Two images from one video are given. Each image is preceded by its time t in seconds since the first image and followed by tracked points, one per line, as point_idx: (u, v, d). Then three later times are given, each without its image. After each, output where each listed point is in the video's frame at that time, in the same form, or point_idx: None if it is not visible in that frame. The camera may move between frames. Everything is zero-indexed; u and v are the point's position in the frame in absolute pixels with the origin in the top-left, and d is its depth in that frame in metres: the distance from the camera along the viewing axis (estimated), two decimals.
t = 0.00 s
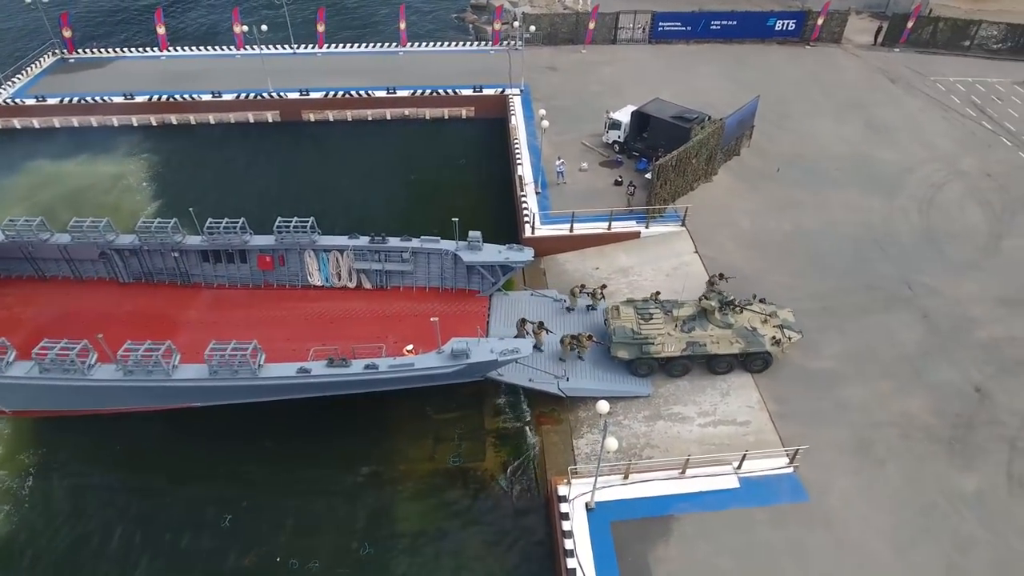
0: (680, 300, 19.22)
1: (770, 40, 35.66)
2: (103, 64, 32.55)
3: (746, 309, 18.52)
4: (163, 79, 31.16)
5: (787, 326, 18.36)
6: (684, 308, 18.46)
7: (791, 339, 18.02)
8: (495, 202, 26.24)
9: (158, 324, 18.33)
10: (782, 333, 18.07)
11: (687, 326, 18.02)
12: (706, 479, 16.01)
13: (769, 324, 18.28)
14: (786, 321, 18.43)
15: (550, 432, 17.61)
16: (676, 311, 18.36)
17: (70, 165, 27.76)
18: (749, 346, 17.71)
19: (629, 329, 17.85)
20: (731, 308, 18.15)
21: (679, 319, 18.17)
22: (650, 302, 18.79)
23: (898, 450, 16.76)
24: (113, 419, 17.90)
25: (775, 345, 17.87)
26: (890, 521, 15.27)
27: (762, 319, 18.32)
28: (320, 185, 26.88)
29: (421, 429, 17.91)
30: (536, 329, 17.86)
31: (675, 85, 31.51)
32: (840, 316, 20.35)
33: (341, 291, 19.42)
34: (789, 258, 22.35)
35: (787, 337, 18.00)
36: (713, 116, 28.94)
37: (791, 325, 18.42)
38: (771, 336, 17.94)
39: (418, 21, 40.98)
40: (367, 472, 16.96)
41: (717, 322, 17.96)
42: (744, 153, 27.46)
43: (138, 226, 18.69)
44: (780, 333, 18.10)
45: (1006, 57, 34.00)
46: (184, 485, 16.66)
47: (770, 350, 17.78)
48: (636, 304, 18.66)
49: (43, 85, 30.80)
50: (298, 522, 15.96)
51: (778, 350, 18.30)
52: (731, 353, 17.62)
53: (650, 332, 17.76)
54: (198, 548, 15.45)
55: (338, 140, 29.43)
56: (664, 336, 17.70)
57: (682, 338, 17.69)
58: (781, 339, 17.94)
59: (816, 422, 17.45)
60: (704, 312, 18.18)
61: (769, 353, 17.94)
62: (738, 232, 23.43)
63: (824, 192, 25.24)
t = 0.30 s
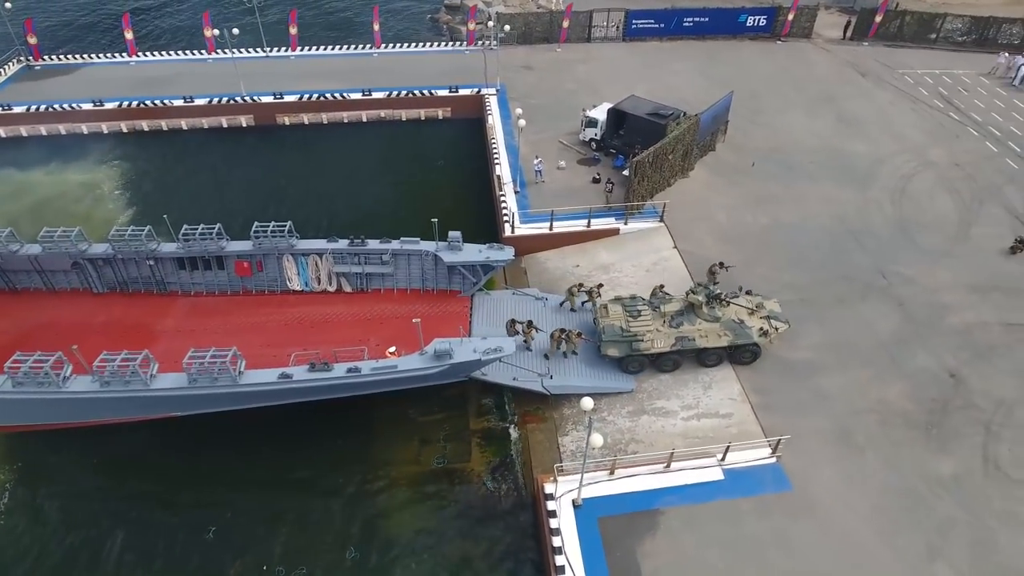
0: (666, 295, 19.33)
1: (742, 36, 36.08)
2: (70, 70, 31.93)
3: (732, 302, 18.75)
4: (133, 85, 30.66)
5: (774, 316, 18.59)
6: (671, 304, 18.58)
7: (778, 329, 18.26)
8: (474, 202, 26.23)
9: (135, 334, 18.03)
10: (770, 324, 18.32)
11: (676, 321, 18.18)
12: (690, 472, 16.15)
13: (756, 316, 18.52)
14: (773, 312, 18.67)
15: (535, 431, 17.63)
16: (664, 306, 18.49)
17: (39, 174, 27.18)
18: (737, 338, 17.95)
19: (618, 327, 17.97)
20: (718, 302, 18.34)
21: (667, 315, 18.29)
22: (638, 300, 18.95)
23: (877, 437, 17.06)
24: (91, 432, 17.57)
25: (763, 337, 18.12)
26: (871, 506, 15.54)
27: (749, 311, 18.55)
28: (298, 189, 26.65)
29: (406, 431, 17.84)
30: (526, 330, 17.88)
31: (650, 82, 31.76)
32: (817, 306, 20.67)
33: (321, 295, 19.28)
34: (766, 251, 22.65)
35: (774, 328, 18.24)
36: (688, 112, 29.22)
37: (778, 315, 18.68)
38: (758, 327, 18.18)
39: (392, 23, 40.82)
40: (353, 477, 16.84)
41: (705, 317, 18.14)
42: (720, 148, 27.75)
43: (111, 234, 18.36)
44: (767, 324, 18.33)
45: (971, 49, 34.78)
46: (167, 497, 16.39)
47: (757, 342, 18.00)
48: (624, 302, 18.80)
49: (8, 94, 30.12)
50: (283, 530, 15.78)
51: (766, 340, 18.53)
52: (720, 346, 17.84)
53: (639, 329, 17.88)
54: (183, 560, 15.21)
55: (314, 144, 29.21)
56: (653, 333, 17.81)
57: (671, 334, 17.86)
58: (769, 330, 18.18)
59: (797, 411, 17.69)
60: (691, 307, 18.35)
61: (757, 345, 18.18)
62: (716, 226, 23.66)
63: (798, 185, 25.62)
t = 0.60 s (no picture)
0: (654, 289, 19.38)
1: (715, 33, 36.43)
2: (38, 78, 31.31)
3: (720, 295, 18.95)
4: (104, 91, 30.15)
5: (762, 307, 18.84)
6: (660, 299, 18.64)
7: (766, 320, 18.49)
8: (454, 202, 26.19)
9: (112, 344, 17.73)
10: (758, 315, 18.55)
11: (665, 316, 18.29)
12: (676, 466, 16.27)
13: (744, 307, 18.72)
14: (761, 303, 18.92)
15: (521, 429, 17.63)
16: (653, 302, 18.50)
17: (8, 184, 26.61)
18: (726, 331, 18.16)
19: (608, 325, 17.92)
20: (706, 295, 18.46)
21: (656, 310, 18.38)
22: (626, 295, 18.69)
23: (857, 425, 17.32)
24: (69, 446, 17.25)
25: (752, 328, 18.35)
26: (854, 494, 15.78)
27: (737, 303, 18.74)
28: (275, 193, 26.41)
29: (391, 433, 17.76)
30: (516, 327, 17.91)
31: (626, 80, 31.95)
32: (796, 298, 20.93)
33: (301, 300, 19.12)
34: (745, 244, 22.89)
35: (762, 319, 18.48)
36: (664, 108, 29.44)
37: (765, 306, 18.92)
38: (746, 319, 18.40)
39: (367, 25, 40.61)
40: (339, 482, 16.73)
41: (693, 311, 18.26)
42: (696, 144, 28.00)
43: (85, 243, 18.03)
44: (756, 315, 18.57)
45: (939, 42, 35.47)
46: (150, 510, 16.16)
47: (746, 333, 18.23)
48: (613, 299, 18.53)
49: None
50: (270, 539, 15.63)
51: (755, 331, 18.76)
52: (709, 339, 18.05)
53: (629, 326, 17.87)
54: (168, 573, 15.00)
55: (291, 147, 28.97)
56: (643, 329, 17.91)
57: (661, 329, 18.01)
58: (757, 321, 18.40)
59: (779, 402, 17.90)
60: (680, 301, 18.43)
61: (746, 336, 18.40)
62: (694, 222, 23.87)
63: (775, 179, 25.93)
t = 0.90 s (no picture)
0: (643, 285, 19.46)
1: (690, 30, 36.74)
2: (7, 85, 30.68)
3: (708, 288, 18.97)
4: (75, 98, 29.63)
5: (750, 299, 18.93)
6: (649, 295, 18.71)
7: (755, 311, 18.62)
8: (435, 203, 26.12)
9: (90, 355, 17.43)
10: (746, 307, 18.65)
11: (654, 312, 18.37)
12: (662, 461, 16.39)
13: (733, 300, 18.82)
14: (749, 295, 19.01)
15: (507, 429, 17.62)
16: (642, 298, 18.61)
17: None
18: (715, 324, 18.34)
19: (599, 322, 17.98)
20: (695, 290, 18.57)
21: (646, 306, 18.46)
22: (616, 292, 18.79)
23: (839, 414, 17.57)
24: (47, 460, 16.93)
25: (741, 320, 18.53)
26: (837, 482, 16.01)
27: (726, 295, 18.85)
28: (254, 198, 26.16)
29: (377, 436, 17.67)
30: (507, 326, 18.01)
31: (603, 78, 32.09)
32: (776, 290, 21.18)
33: (283, 305, 18.96)
34: (724, 238, 23.10)
35: (750, 310, 18.61)
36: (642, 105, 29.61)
37: (753, 298, 19.03)
38: (735, 311, 18.52)
39: (343, 27, 40.36)
40: (326, 488, 16.61)
41: (682, 305, 18.42)
42: (674, 140, 28.20)
43: (60, 253, 17.70)
44: (744, 307, 18.66)
45: (909, 36, 36.10)
46: (133, 522, 15.92)
47: (735, 325, 18.43)
48: (602, 295, 18.65)
49: None
50: (256, 547, 15.48)
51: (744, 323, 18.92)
52: (699, 332, 18.21)
53: (620, 322, 17.97)
54: None
55: (268, 151, 28.70)
56: (634, 325, 18.02)
57: (651, 325, 18.10)
58: (746, 313, 18.53)
59: (762, 394, 18.10)
60: (669, 296, 18.59)
61: (735, 328, 18.58)
62: (674, 217, 24.04)
63: (752, 173, 26.20)
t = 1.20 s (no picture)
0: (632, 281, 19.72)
1: (664, 27, 37.02)
2: None
3: (696, 283, 19.39)
4: (43, 106, 29.04)
5: (737, 292, 19.30)
6: (638, 290, 18.98)
7: (743, 304, 18.94)
8: (415, 205, 26.03)
9: (65, 367, 17.08)
10: (734, 299, 19.01)
11: (644, 306, 18.58)
12: (647, 456, 16.51)
13: (721, 293, 19.18)
14: (737, 288, 19.36)
15: (493, 429, 17.62)
16: (631, 293, 18.83)
17: None
18: (705, 317, 18.55)
19: (590, 317, 18.09)
20: (683, 284, 18.96)
21: (636, 301, 18.69)
22: (606, 288, 19.03)
23: (819, 404, 17.84)
24: (24, 476, 16.56)
25: (729, 313, 18.80)
26: (819, 471, 16.25)
27: (714, 289, 19.23)
28: (231, 204, 25.85)
29: (362, 441, 17.57)
30: (497, 327, 18.02)
31: (580, 76, 32.22)
32: (755, 283, 21.43)
33: (263, 311, 18.77)
34: (703, 234, 23.32)
35: (739, 303, 18.95)
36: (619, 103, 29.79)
37: (742, 290, 19.35)
38: (723, 304, 18.87)
39: (317, 29, 40.05)
40: (312, 494, 16.47)
41: (672, 299, 18.67)
42: (652, 137, 28.40)
43: (32, 264, 17.33)
44: (733, 300, 19.03)
45: (877, 30, 36.72)
46: (115, 536, 15.65)
47: (724, 317, 18.68)
48: (592, 292, 18.84)
49: None
50: (243, 557, 15.30)
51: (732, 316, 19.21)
52: (689, 325, 18.38)
53: (611, 317, 18.13)
54: None
55: (244, 156, 28.37)
56: (625, 320, 18.18)
57: (641, 319, 18.28)
58: (734, 306, 18.86)
59: (744, 387, 18.31)
60: (658, 291, 18.85)
61: (724, 321, 18.86)
62: (653, 214, 24.21)
63: (728, 169, 26.48)
